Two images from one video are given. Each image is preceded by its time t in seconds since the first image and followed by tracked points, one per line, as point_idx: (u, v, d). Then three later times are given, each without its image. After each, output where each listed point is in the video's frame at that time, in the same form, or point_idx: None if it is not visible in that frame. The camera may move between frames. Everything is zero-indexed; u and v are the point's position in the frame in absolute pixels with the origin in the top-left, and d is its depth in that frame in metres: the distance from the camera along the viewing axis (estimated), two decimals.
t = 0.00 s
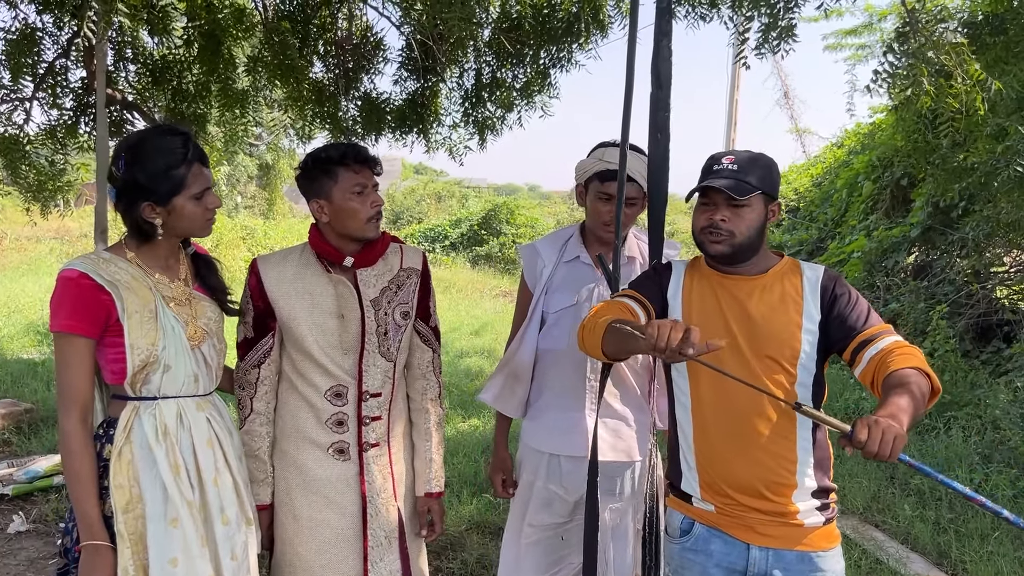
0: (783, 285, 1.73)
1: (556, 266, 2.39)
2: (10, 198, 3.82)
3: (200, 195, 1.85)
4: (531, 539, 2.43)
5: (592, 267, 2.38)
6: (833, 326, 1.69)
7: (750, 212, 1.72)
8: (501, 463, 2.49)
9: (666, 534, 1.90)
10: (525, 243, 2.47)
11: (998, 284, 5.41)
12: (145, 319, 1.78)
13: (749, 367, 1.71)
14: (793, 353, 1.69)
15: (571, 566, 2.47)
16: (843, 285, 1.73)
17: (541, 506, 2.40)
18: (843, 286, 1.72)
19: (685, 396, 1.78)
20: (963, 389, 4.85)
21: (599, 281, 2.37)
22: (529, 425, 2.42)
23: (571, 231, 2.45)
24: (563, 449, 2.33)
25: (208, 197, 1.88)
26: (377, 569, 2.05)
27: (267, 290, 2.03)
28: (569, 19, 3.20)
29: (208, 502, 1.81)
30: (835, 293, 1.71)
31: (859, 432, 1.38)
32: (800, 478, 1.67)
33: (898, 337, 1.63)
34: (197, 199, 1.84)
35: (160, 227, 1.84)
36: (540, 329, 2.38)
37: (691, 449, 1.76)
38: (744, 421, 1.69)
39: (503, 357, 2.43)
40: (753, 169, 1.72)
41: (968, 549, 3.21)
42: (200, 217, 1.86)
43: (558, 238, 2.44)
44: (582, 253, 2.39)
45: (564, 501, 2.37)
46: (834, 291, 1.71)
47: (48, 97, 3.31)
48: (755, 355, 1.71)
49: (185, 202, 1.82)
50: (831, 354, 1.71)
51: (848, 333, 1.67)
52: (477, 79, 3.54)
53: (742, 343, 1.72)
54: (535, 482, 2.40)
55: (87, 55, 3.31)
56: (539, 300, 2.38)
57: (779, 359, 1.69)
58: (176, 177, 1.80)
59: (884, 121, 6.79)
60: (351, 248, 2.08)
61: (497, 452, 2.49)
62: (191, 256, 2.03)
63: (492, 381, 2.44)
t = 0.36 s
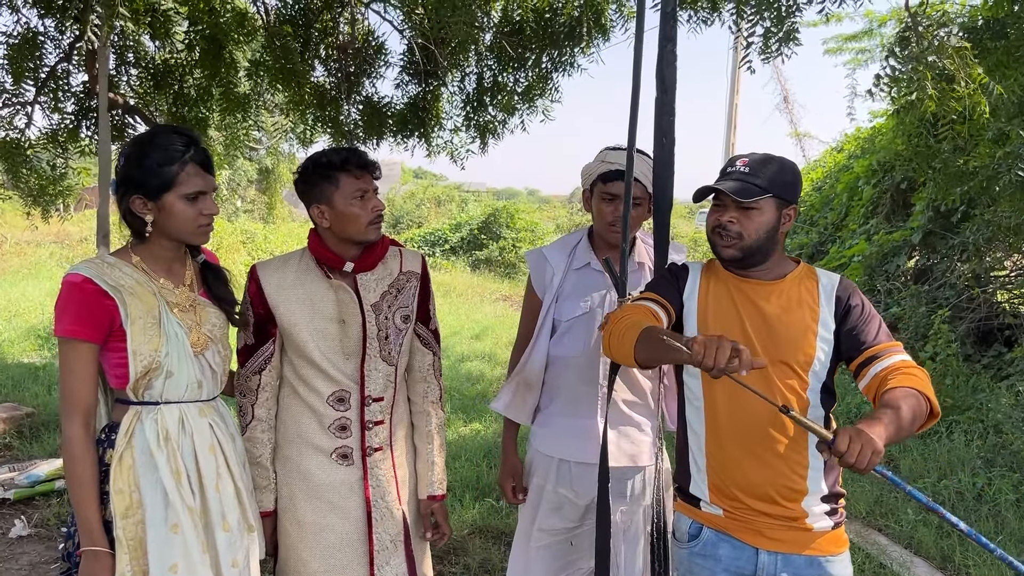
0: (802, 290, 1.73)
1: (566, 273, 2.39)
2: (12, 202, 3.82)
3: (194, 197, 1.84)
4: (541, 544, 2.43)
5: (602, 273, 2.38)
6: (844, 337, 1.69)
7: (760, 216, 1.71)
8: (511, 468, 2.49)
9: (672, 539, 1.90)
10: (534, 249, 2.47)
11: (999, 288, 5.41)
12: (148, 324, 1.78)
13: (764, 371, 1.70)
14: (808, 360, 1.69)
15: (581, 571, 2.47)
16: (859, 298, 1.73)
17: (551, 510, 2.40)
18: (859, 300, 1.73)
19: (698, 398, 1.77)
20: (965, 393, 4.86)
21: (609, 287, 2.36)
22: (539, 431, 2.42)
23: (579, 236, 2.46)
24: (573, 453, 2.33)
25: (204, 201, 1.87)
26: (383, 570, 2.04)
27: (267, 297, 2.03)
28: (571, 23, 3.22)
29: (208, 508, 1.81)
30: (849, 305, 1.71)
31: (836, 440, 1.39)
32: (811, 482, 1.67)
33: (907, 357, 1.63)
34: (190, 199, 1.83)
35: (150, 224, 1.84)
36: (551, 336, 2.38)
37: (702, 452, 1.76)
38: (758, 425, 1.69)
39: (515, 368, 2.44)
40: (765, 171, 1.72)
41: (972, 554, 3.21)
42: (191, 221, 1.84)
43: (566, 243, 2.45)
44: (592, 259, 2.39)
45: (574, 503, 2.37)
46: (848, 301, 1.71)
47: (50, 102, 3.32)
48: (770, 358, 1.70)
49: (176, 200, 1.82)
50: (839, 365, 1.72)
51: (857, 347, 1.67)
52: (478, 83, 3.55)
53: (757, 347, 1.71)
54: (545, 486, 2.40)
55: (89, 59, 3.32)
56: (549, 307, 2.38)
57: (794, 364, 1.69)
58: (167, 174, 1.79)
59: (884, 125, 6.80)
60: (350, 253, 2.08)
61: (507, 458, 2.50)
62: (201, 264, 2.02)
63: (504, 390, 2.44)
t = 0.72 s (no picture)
0: (804, 294, 1.74)
1: (565, 273, 2.40)
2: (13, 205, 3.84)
3: (197, 197, 1.84)
4: (542, 546, 2.43)
5: (600, 272, 2.38)
6: (846, 342, 1.70)
7: (763, 218, 1.72)
8: (510, 471, 2.49)
9: (673, 540, 1.90)
10: (534, 250, 2.48)
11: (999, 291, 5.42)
12: (152, 322, 1.78)
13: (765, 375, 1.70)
14: (810, 362, 1.69)
15: (582, 573, 2.49)
16: (861, 303, 1.74)
17: (551, 512, 2.40)
18: (861, 305, 1.73)
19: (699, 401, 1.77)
20: (966, 397, 4.86)
21: (607, 286, 2.37)
22: (540, 432, 2.42)
23: (579, 238, 2.47)
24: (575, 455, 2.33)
25: (208, 202, 1.87)
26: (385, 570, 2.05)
27: (268, 299, 2.03)
28: (571, 27, 3.27)
29: (207, 511, 1.81)
30: (851, 310, 1.72)
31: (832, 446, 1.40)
32: (812, 485, 1.68)
33: (908, 365, 1.64)
34: (194, 200, 1.83)
35: (155, 224, 1.84)
36: (551, 335, 2.39)
37: (703, 454, 1.76)
38: (759, 427, 1.69)
39: (514, 366, 2.43)
40: (765, 173, 1.72)
41: (973, 557, 3.21)
42: (196, 222, 1.85)
43: (566, 245, 2.46)
44: (592, 258, 2.40)
45: (574, 506, 2.38)
46: (850, 306, 1.72)
47: (52, 106, 3.34)
48: (772, 362, 1.70)
49: (180, 200, 1.82)
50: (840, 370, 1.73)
51: (859, 352, 1.68)
52: (479, 87, 3.56)
53: (759, 350, 1.71)
54: (546, 488, 2.40)
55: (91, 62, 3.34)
56: (549, 306, 2.38)
57: (795, 368, 1.69)
58: (171, 174, 1.80)
59: (884, 130, 6.82)
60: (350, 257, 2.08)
61: (506, 461, 2.50)
62: (205, 268, 2.03)
63: (503, 390, 2.44)
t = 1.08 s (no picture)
0: (799, 296, 1.76)
1: (563, 275, 2.42)
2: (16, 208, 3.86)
3: (208, 204, 1.85)
4: (539, 544, 2.43)
5: (598, 274, 2.40)
6: (838, 342, 1.71)
7: (757, 224, 1.73)
8: (510, 471, 2.53)
9: (672, 540, 1.91)
10: (533, 254, 2.50)
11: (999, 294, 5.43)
12: (159, 325, 1.80)
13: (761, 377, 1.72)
14: (804, 364, 1.71)
15: (580, 572, 2.50)
16: (854, 304, 1.75)
17: (547, 511, 2.42)
18: (854, 305, 1.74)
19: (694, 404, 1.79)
20: (966, 399, 4.86)
21: (603, 288, 2.38)
22: (539, 432, 2.44)
23: (577, 241, 2.49)
24: (573, 455, 2.35)
25: (217, 207, 1.88)
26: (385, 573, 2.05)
27: (272, 300, 2.05)
28: (572, 32, 3.26)
29: (213, 510, 1.84)
30: (843, 311, 1.73)
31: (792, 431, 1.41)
32: (808, 484, 1.69)
33: (897, 365, 1.63)
34: (204, 206, 1.84)
35: (165, 230, 1.85)
36: (549, 336, 2.41)
37: (700, 456, 1.78)
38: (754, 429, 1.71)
39: (512, 365, 2.44)
40: (761, 180, 1.73)
41: (972, 559, 3.23)
42: (205, 227, 1.86)
43: (565, 248, 2.48)
44: (588, 260, 2.42)
45: (572, 505, 2.40)
46: (843, 307, 1.73)
47: (55, 109, 3.36)
48: (767, 364, 1.72)
49: (191, 207, 1.83)
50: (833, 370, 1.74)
51: (849, 352, 1.68)
52: (480, 91, 3.61)
53: (754, 352, 1.73)
54: (543, 486, 2.42)
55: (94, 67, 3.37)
56: (547, 308, 2.40)
57: (790, 369, 1.71)
58: (184, 181, 1.81)
59: (885, 133, 6.83)
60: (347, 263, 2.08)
61: (506, 461, 2.53)
62: (209, 270, 2.03)
63: (502, 389, 2.46)
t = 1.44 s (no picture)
0: (791, 297, 1.78)
1: (560, 277, 2.45)
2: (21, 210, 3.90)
3: (218, 208, 1.87)
4: (537, 540, 2.46)
5: (594, 275, 2.42)
6: (830, 342, 1.73)
7: (747, 226, 1.76)
8: (509, 471, 2.57)
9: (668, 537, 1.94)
10: (532, 256, 2.54)
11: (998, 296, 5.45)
12: (163, 326, 1.83)
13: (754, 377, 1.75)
14: (796, 363, 1.73)
15: (576, 569, 2.51)
16: (846, 305, 1.77)
17: (545, 508, 2.45)
18: (845, 305, 1.76)
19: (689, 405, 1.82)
20: (964, 400, 4.88)
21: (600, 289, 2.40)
22: (535, 432, 2.47)
23: (574, 243, 2.52)
24: (568, 453, 2.38)
25: (226, 212, 1.90)
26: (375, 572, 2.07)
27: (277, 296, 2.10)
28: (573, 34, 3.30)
29: (217, 506, 1.86)
30: (836, 312, 1.74)
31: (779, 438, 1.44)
32: (801, 481, 1.71)
33: (887, 365, 1.67)
34: (214, 211, 1.87)
35: (175, 233, 1.88)
36: (545, 336, 2.44)
37: (695, 455, 1.81)
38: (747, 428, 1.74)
39: (510, 363, 2.48)
40: (753, 184, 1.76)
41: (969, 557, 3.26)
42: (214, 231, 1.88)
43: (562, 250, 2.51)
44: (585, 262, 2.44)
45: (569, 502, 2.42)
46: (834, 307, 1.75)
47: (59, 112, 3.40)
48: (760, 364, 1.75)
49: (201, 211, 1.85)
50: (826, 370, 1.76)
51: (841, 352, 1.71)
52: (481, 93, 3.64)
53: (748, 353, 1.76)
54: (540, 485, 2.45)
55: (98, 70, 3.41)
56: (544, 309, 2.44)
57: (783, 369, 1.73)
58: (195, 185, 1.83)
59: (885, 135, 6.86)
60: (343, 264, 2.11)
61: (506, 461, 2.57)
62: (217, 270, 2.06)
63: (500, 388, 2.50)
